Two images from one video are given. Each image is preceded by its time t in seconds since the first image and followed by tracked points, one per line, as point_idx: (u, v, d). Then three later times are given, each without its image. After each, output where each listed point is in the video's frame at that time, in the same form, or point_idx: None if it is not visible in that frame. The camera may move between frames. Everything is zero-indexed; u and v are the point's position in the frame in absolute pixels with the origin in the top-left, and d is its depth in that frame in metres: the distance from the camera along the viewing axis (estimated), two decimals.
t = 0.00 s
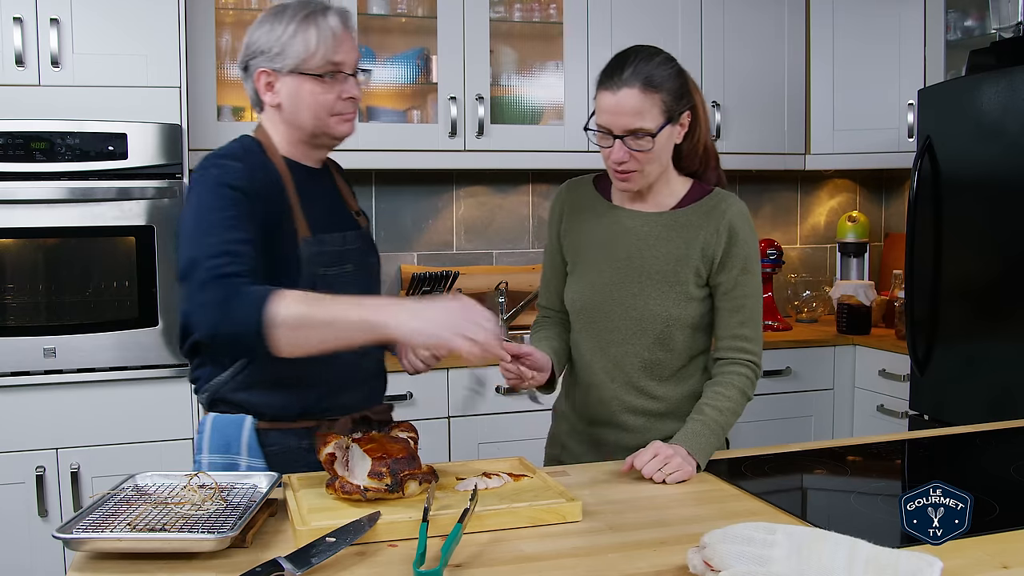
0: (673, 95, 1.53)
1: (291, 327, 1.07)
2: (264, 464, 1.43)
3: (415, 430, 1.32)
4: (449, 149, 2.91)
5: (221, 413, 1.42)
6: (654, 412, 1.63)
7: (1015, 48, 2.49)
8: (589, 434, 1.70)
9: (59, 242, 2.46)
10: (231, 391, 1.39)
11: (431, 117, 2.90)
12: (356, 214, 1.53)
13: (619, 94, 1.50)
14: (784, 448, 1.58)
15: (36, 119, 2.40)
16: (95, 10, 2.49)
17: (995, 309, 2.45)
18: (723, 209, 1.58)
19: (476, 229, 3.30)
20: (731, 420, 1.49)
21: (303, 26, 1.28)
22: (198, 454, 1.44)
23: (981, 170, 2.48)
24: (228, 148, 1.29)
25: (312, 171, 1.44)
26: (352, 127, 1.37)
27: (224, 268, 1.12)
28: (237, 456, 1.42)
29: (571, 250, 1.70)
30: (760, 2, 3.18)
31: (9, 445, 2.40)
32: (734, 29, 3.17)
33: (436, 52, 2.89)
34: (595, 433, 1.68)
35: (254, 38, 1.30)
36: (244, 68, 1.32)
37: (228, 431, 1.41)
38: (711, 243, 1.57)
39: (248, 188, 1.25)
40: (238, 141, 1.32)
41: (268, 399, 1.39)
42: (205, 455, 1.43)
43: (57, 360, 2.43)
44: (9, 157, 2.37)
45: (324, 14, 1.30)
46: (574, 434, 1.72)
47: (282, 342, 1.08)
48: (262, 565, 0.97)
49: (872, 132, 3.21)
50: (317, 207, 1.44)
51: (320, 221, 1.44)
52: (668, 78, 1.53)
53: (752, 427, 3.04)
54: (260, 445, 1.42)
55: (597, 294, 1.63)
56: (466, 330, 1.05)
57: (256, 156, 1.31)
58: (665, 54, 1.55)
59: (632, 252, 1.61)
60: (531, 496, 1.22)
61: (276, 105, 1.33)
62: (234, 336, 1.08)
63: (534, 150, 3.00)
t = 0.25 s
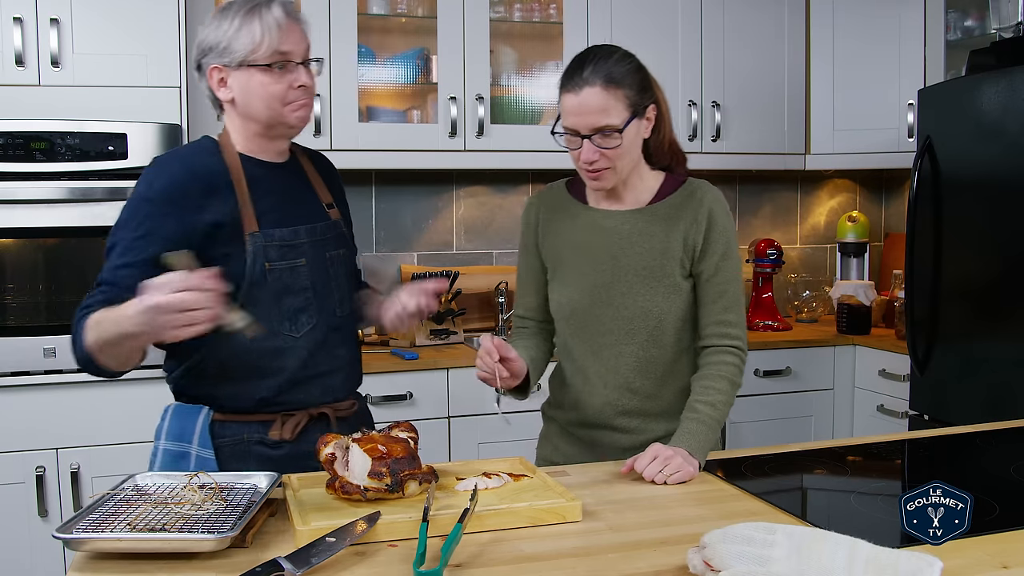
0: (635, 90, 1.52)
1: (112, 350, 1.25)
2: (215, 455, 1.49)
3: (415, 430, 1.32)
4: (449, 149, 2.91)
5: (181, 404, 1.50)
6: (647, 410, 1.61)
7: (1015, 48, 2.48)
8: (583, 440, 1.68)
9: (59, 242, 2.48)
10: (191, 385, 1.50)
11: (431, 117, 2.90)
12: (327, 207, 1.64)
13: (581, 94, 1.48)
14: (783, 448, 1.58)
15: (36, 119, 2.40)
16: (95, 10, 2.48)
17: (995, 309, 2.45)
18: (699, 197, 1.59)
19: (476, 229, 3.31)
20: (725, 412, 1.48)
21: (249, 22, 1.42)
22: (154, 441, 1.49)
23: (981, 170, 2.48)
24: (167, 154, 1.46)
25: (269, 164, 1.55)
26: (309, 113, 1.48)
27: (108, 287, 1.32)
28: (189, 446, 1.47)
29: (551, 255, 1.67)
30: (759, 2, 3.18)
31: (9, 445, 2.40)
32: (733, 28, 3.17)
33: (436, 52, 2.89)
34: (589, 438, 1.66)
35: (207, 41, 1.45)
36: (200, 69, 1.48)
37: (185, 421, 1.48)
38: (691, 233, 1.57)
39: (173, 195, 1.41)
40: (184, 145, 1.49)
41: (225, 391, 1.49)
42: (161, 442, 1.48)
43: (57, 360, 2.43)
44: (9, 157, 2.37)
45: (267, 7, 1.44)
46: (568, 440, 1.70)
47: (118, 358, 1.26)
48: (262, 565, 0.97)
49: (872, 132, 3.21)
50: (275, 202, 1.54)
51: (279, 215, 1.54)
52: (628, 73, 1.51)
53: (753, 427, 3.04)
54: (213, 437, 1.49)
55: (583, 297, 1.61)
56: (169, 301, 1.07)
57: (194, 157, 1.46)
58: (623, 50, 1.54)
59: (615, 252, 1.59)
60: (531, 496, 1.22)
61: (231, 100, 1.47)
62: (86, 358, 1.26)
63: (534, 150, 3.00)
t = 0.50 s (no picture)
0: (609, 95, 1.52)
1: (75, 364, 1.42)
2: (201, 446, 1.59)
3: (415, 430, 1.32)
4: (449, 149, 2.91)
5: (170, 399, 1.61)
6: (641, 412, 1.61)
7: (1015, 48, 2.48)
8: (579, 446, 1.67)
9: (58, 242, 2.53)
10: (178, 380, 1.60)
11: (431, 117, 2.90)
12: (309, 206, 1.71)
13: (555, 103, 1.48)
14: (783, 448, 1.58)
15: (35, 119, 2.40)
16: (95, 10, 2.48)
17: (995, 309, 2.45)
18: (682, 193, 1.61)
19: (476, 229, 3.30)
20: (720, 408, 1.49)
21: (218, 31, 1.52)
22: (145, 431, 1.61)
23: (981, 170, 2.48)
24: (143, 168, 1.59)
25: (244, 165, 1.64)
26: (280, 117, 1.58)
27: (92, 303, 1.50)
28: (177, 437, 1.58)
29: (536, 263, 1.66)
30: (760, 2, 3.18)
31: (9, 445, 2.40)
32: (733, 28, 3.17)
33: (436, 52, 2.89)
34: (584, 444, 1.66)
35: (180, 51, 1.55)
36: (177, 75, 1.58)
37: (173, 413, 1.59)
38: (677, 230, 1.59)
39: (147, 208, 1.54)
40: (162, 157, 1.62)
41: (210, 384, 1.59)
42: (151, 433, 1.60)
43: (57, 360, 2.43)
44: (9, 157, 2.38)
45: (236, 17, 1.53)
46: (563, 446, 1.70)
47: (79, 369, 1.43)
48: (262, 565, 0.97)
49: (872, 132, 3.21)
50: (251, 204, 1.63)
51: (255, 216, 1.63)
52: (600, 79, 1.51)
53: (753, 427, 3.04)
54: (200, 429, 1.59)
55: (573, 303, 1.60)
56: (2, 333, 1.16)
57: (168, 169, 1.58)
58: (593, 56, 1.54)
59: (604, 255, 1.60)
60: (531, 496, 1.22)
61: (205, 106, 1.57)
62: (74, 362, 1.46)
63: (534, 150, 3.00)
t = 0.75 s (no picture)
0: (608, 95, 1.52)
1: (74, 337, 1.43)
2: (197, 435, 1.61)
3: (415, 430, 1.32)
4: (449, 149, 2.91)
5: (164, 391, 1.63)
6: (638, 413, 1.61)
7: (1015, 48, 2.48)
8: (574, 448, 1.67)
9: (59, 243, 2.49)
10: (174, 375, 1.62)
11: (431, 117, 2.90)
12: (303, 215, 1.74)
13: (555, 101, 1.48)
14: (783, 448, 1.58)
15: (35, 119, 2.40)
16: (95, 10, 2.48)
17: (995, 309, 2.45)
18: (681, 194, 1.62)
19: (476, 229, 3.30)
20: (719, 408, 1.49)
21: (218, 47, 1.56)
22: (140, 421, 1.62)
23: (981, 170, 2.48)
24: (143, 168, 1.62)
25: (240, 172, 1.68)
26: (273, 131, 1.63)
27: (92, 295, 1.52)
28: (174, 426, 1.60)
29: (533, 265, 1.64)
30: (760, 2, 3.18)
31: (9, 445, 2.40)
32: (733, 28, 3.17)
33: (436, 52, 2.89)
34: (580, 446, 1.65)
35: (180, 61, 1.60)
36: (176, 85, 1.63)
37: (170, 402, 1.60)
38: (677, 231, 1.60)
39: (147, 208, 1.58)
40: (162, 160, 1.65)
41: (205, 379, 1.61)
42: (146, 422, 1.61)
43: (57, 360, 2.43)
44: (9, 157, 2.38)
45: (235, 34, 1.57)
46: (558, 446, 1.70)
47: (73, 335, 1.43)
48: (262, 565, 0.97)
49: (872, 132, 3.21)
50: (248, 208, 1.66)
51: (252, 220, 1.65)
52: (600, 78, 1.52)
53: (752, 427, 3.04)
54: (197, 418, 1.61)
55: (572, 303, 1.60)
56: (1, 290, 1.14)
57: (168, 170, 1.62)
58: (593, 57, 1.54)
59: (603, 256, 1.60)
60: (531, 496, 1.22)
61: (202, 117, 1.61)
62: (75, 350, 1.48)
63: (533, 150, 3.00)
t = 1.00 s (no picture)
0: (616, 100, 1.54)
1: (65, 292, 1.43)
2: (192, 423, 1.68)
3: (415, 430, 1.33)
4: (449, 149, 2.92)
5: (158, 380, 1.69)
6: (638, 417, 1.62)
7: (1015, 48, 2.48)
8: (571, 452, 1.67)
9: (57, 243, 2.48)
10: (166, 359, 1.68)
11: (431, 117, 2.90)
12: (285, 210, 1.86)
13: (563, 104, 1.50)
14: (783, 448, 1.58)
15: (36, 119, 2.40)
16: (95, 10, 2.48)
17: (995, 310, 2.45)
18: (685, 200, 1.64)
19: (476, 229, 3.30)
20: (721, 410, 1.51)
21: (222, 56, 1.64)
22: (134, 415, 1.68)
23: (981, 170, 2.48)
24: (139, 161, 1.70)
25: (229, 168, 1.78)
26: (261, 141, 1.73)
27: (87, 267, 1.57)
28: (169, 416, 1.67)
29: (535, 267, 1.64)
30: (760, 2, 3.19)
31: (8, 445, 2.40)
32: (733, 28, 3.17)
33: (436, 52, 2.89)
34: (578, 449, 1.65)
35: (185, 59, 1.67)
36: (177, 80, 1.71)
37: (164, 393, 1.67)
38: (681, 236, 1.61)
39: (145, 195, 1.65)
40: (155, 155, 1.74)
41: (198, 364, 1.68)
42: (141, 416, 1.67)
43: (57, 360, 2.43)
44: (9, 157, 2.38)
45: (239, 48, 1.65)
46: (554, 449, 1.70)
47: (66, 290, 1.43)
48: (262, 565, 0.97)
49: (872, 132, 3.21)
50: (237, 202, 1.76)
51: (240, 212, 1.75)
52: (608, 83, 1.53)
53: (752, 427, 3.04)
54: (190, 407, 1.68)
55: (575, 306, 1.60)
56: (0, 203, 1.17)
57: (163, 163, 1.70)
58: (602, 61, 1.56)
59: (607, 259, 1.60)
60: (531, 496, 1.22)
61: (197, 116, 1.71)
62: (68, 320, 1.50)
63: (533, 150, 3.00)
